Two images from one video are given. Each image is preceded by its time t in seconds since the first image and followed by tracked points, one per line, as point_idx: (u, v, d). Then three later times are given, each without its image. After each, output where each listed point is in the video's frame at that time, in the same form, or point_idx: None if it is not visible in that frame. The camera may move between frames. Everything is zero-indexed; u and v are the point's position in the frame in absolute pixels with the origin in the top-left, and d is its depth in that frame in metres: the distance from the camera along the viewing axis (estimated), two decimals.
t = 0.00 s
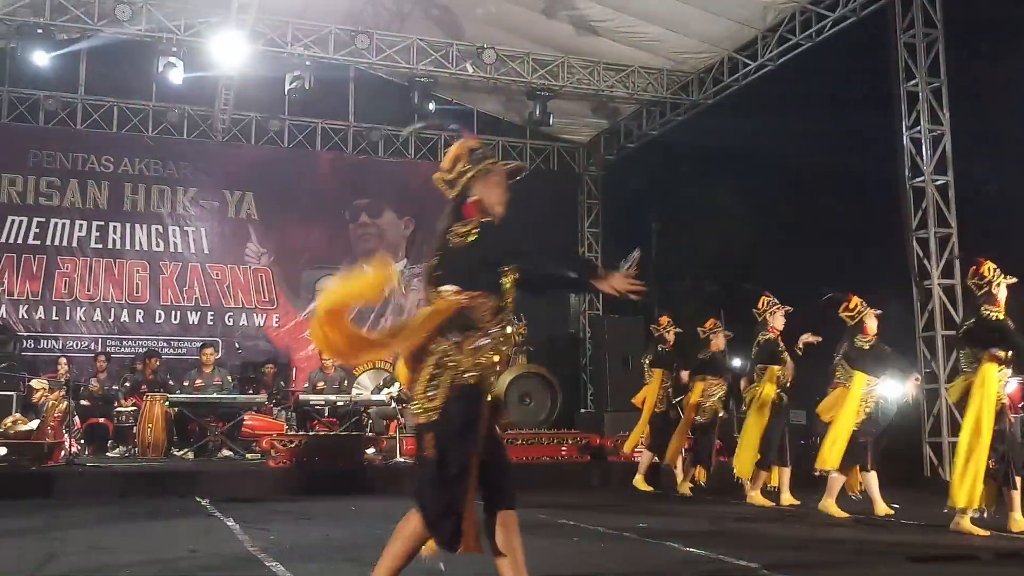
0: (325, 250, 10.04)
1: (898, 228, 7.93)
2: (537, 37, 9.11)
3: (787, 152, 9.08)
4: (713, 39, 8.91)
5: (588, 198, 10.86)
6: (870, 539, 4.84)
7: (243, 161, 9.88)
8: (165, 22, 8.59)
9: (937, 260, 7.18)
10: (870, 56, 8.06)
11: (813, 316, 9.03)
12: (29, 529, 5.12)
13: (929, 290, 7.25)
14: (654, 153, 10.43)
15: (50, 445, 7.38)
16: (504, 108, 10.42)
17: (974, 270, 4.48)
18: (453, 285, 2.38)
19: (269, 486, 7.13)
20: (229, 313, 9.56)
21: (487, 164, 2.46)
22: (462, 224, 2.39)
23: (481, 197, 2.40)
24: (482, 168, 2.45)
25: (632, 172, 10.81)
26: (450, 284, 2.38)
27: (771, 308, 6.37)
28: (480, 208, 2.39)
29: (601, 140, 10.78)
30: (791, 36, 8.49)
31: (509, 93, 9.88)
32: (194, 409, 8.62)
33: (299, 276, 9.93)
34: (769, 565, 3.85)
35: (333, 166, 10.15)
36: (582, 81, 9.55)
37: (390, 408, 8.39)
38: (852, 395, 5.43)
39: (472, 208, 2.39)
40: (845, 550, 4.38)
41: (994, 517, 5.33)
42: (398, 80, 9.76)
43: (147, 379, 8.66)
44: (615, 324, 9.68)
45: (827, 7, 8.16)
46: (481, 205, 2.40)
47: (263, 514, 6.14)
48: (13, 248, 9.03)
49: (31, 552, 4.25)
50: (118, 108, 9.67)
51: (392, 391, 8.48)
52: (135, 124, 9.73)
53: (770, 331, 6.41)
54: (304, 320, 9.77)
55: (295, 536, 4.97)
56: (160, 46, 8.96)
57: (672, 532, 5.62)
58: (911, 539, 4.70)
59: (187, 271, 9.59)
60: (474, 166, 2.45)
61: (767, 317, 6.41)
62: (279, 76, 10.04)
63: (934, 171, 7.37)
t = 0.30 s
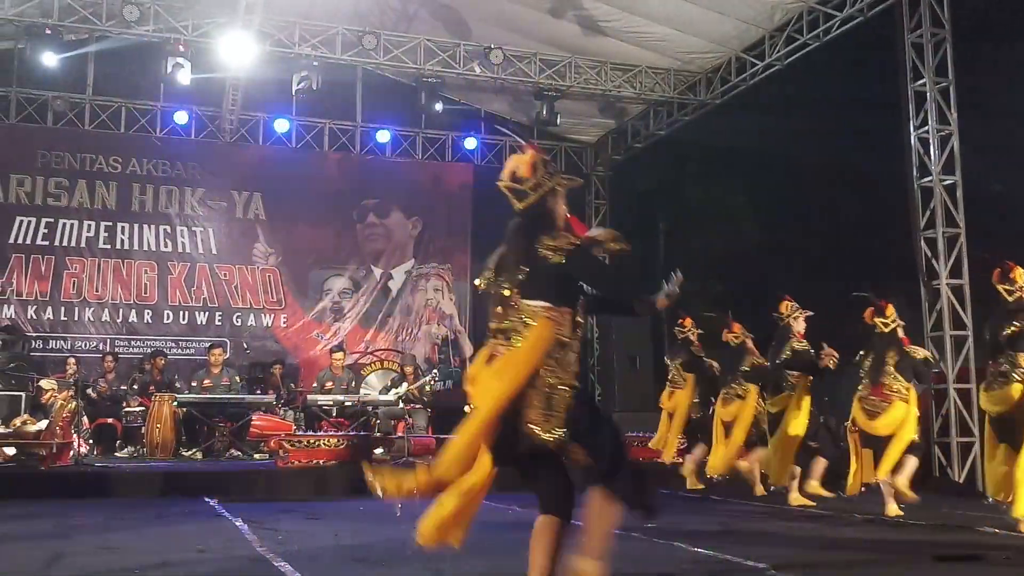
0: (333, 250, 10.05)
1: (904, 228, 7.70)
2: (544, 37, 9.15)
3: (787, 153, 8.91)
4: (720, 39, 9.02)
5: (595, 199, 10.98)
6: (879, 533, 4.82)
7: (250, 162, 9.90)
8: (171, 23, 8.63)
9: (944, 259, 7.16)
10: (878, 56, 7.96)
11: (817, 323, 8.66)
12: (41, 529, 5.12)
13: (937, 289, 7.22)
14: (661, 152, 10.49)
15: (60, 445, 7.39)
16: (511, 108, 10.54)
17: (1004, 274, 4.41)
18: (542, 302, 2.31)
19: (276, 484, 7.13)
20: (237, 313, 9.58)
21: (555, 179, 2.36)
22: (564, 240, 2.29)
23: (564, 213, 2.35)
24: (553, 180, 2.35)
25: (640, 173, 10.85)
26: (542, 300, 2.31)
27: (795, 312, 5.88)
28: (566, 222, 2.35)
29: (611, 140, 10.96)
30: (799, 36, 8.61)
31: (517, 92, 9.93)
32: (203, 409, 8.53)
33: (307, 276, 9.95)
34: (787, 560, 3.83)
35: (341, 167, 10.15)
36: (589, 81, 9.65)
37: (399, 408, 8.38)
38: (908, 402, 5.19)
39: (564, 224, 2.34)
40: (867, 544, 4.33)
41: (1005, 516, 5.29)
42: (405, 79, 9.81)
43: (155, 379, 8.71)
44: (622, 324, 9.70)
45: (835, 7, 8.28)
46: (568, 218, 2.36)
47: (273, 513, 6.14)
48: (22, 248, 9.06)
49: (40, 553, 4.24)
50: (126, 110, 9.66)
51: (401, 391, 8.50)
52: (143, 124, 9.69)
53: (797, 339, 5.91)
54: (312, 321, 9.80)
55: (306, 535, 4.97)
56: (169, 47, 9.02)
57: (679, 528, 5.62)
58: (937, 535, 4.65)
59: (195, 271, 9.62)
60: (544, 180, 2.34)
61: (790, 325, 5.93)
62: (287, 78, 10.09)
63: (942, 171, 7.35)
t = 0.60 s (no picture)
0: (340, 250, 10.06)
1: (909, 229, 7.65)
2: (551, 37, 9.17)
3: (791, 152, 8.85)
4: (728, 38, 9.13)
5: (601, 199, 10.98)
6: (889, 532, 4.78)
7: (257, 162, 9.93)
8: (178, 24, 8.64)
9: (951, 259, 7.15)
10: (886, 53, 7.91)
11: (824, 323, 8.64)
12: (48, 529, 5.11)
13: (944, 289, 7.20)
14: (669, 152, 10.54)
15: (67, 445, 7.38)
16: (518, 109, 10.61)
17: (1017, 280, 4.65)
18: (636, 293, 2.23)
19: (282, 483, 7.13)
20: (243, 313, 9.60)
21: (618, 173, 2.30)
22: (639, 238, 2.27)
23: (624, 207, 2.30)
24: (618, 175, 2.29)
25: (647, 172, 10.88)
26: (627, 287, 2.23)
27: (817, 310, 5.84)
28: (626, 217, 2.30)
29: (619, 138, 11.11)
30: (806, 36, 8.72)
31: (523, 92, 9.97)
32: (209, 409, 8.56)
33: (313, 276, 9.96)
34: (796, 560, 3.80)
35: (348, 168, 10.17)
36: (596, 82, 9.71)
37: (405, 408, 8.38)
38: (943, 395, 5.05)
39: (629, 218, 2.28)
40: (876, 544, 4.29)
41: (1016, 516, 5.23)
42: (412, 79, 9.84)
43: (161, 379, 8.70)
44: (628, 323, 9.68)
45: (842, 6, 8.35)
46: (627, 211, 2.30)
47: (280, 512, 6.13)
48: (29, 249, 9.08)
49: (47, 552, 4.24)
50: (134, 110, 9.66)
51: (407, 392, 8.49)
52: (151, 125, 9.71)
53: (819, 337, 5.87)
54: (318, 321, 9.81)
55: (313, 535, 4.95)
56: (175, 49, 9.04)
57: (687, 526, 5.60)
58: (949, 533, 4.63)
59: (202, 271, 9.64)
60: (610, 172, 2.29)
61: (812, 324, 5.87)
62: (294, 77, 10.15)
63: (948, 171, 7.35)
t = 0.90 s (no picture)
0: (343, 251, 10.07)
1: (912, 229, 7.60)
2: (555, 37, 9.18)
3: (795, 152, 8.83)
4: (732, 38, 9.14)
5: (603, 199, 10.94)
6: (893, 531, 4.78)
7: (261, 161, 9.93)
8: (182, 24, 8.68)
9: (955, 259, 7.13)
10: (893, 52, 7.91)
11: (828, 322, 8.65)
12: (52, 529, 5.11)
13: (948, 290, 7.18)
14: (672, 153, 10.57)
15: (71, 445, 7.36)
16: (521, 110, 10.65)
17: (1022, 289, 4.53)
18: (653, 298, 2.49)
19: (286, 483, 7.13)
20: (247, 313, 9.60)
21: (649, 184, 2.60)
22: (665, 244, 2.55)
23: (653, 217, 2.59)
24: (649, 187, 2.58)
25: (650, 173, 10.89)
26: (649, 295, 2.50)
27: (820, 314, 5.85)
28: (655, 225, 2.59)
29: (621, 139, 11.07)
30: (808, 36, 8.78)
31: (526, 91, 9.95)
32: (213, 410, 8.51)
33: (317, 276, 9.96)
34: (800, 561, 3.79)
35: (352, 168, 10.19)
36: (599, 82, 9.72)
37: (408, 408, 8.38)
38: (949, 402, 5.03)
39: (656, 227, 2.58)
40: (879, 544, 4.29)
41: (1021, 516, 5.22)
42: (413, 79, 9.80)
43: (163, 380, 8.81)
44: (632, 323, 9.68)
45: (845, 6, 8.44)
46: (653, 223, 2.58)
47: (283, 512, 6.13)
48: (32, 249, 9.08)
49: (52, 552, 4.25)
50: (136, 110, 9.77)
51: (411, 392, 8.49)
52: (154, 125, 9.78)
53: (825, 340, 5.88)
54: (322, 321, 9.81)
55: (319, 536, 4.95)
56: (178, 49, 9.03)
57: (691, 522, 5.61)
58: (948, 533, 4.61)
59: (205, 272, 9.63)
60: (633, 186, 2.59)
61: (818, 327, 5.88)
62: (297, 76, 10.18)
63: (953, 171, 7.31)
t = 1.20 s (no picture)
0: (344, 251, 10.07)
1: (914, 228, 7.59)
2: (556, 37, 9.17)
3: (799, 152, 8.87)
4: (732, 38, 9.13)
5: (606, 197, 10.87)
6: (894, 530, 4.78)
7: (262, 161, 9.92)
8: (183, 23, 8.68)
9: (956, 258, 7.11)
10: (894, 52, 7.88)
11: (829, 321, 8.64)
12: (53, 529, 5.11)
13: (949, 289, 7.17)
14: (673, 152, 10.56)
15: (72, 445, 7.35)
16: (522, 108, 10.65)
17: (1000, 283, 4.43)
18: (601, 284, 2.25)
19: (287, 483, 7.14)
20: (248, 313, 9.60)
21: (621, 163, 2.40)
22: (639, 244, 2.33)
23: (619, 198, 2.38)
24: (616, 167, 2.40)
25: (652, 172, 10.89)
26: (592, 283, 2.28)
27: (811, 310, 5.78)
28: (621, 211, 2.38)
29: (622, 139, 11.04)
30: (811, 36, 8.68)
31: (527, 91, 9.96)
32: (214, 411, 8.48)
33: (318, 276, 9.96)
34: (801, 559, 3.78)
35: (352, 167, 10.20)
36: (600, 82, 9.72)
37: (409, 408, 8.39)
38: (907, 392, 4.96)
39: (613, 210, 2.37)
40: (880, 543, 4.28)
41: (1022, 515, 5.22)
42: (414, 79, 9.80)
43: (165, 378, 8.93)
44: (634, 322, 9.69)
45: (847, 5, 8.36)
46: (615, 204, 2.37)
47: (284, 511, 6.14)
48: (34, 249, 9.09)
49: (53, 552, 4.24)
50: (138, 110, 9.76)
51: (412, 392, 8.48)
52: (155, 126, 9.78)
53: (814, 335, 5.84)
54: (323, 321, 9.81)
55: (320, 535, 4.94)
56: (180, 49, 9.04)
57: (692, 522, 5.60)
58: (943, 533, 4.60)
59: (207, 272, 9.64)
60: (606, 166, 2.41)
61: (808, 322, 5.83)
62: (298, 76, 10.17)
63: (954, 171, 7.30)
